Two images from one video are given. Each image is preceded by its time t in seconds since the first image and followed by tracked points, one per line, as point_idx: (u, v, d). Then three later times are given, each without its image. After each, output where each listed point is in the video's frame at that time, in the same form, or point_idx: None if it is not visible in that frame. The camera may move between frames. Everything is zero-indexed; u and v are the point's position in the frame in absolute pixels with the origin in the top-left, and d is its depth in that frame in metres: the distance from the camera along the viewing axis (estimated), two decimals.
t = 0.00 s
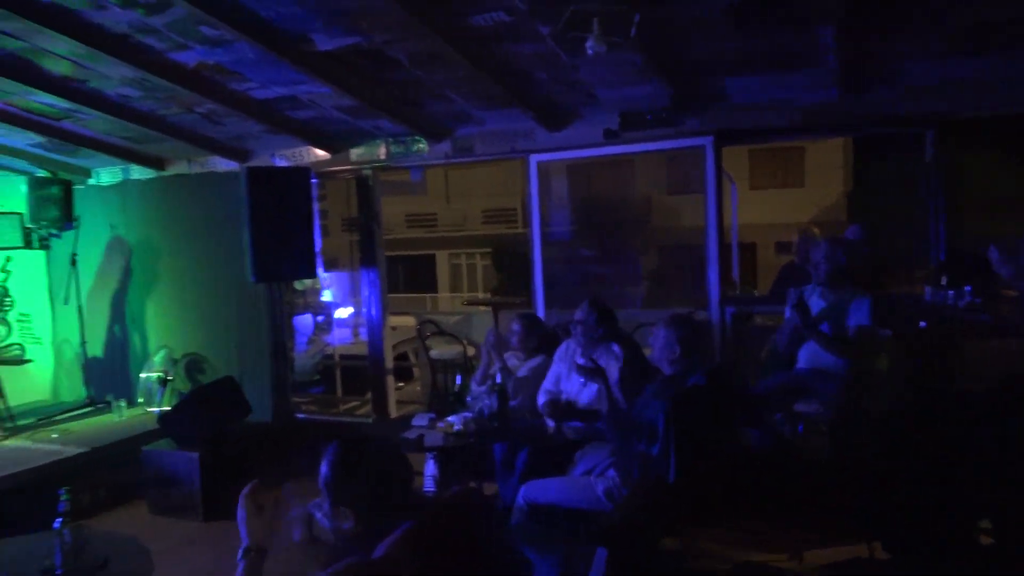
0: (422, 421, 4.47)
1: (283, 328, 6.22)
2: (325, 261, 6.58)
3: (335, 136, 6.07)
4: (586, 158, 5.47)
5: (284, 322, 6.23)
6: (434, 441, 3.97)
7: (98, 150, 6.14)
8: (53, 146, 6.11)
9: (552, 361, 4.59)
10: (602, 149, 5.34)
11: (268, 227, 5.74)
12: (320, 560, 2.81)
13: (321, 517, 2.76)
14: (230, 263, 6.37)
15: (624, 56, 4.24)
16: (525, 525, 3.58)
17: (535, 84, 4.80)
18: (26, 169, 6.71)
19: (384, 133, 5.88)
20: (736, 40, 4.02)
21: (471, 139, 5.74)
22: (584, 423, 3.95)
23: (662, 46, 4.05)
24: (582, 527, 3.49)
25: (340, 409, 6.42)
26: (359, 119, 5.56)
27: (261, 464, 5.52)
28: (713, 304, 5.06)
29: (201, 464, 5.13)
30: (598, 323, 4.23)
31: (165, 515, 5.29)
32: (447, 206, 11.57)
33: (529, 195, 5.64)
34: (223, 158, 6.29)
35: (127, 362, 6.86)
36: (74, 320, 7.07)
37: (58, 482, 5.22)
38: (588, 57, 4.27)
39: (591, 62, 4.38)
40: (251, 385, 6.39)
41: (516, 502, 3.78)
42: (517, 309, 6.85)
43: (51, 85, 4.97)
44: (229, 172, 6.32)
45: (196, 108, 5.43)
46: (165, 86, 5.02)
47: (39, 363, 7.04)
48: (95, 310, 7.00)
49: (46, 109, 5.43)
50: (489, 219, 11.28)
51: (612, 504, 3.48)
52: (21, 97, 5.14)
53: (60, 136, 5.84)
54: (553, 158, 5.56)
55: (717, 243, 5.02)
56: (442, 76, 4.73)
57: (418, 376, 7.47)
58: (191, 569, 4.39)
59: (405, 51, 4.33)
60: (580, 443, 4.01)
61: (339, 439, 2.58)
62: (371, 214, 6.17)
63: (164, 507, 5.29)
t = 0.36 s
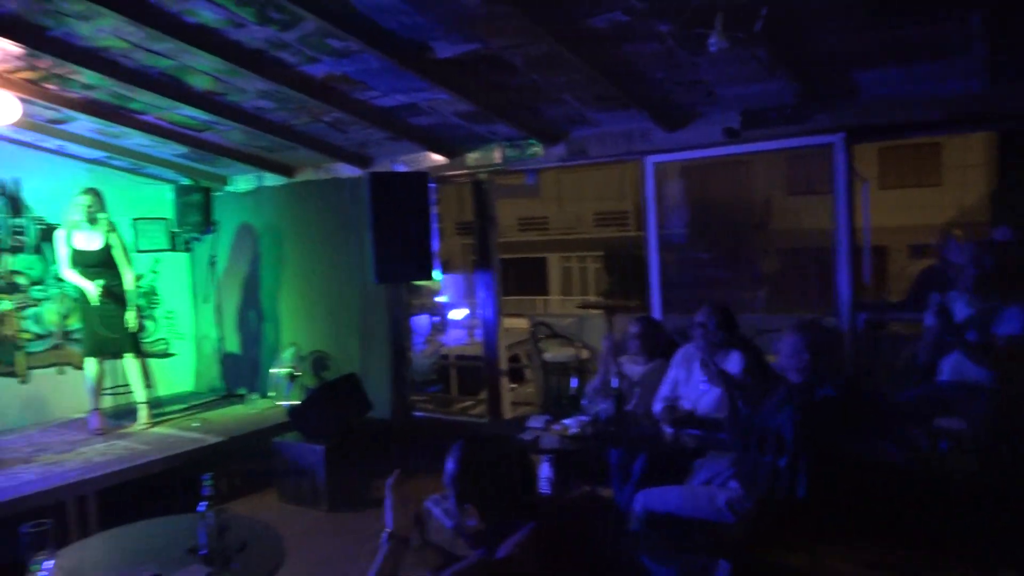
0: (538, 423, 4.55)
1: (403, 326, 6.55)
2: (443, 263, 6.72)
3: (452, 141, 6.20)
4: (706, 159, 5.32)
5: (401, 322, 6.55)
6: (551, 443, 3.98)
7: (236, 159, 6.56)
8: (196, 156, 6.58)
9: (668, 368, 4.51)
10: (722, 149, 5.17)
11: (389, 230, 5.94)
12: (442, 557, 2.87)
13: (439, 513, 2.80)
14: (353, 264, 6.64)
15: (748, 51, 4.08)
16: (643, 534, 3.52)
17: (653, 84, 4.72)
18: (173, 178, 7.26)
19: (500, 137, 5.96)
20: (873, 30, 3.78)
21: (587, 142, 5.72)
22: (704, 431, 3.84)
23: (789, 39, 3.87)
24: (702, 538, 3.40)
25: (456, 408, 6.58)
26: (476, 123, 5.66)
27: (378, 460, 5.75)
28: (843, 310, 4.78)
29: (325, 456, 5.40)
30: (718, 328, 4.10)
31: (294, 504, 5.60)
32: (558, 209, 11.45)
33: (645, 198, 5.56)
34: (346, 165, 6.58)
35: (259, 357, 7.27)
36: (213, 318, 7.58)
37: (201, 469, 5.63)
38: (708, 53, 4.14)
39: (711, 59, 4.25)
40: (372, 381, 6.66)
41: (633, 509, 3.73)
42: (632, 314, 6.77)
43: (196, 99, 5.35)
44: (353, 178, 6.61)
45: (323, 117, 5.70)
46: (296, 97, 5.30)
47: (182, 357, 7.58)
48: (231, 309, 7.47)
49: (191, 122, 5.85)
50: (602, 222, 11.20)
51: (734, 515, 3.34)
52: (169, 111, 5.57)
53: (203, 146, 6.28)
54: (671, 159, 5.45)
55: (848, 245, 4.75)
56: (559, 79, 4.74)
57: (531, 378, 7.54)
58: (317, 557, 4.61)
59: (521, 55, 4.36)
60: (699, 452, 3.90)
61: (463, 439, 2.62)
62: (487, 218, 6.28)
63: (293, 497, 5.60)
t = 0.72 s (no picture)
0: (678, 430, 4.50)
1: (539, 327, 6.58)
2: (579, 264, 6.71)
3: (591, 143, 6.20)
4: (863, 155, 5.02)
5: (539, 324, 6.62)
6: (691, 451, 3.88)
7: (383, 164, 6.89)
8: (347, 162, 6.97)
9: (820, 378, 4.20)
10: (883, 145, 4.86)
11: (527, 232, 6.02)
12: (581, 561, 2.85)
13: (576, 515, 2.81)
14: (492, 265, 6.78)
15: (914, 38, 3.80)
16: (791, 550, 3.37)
17: (804, 78, 4.49)
18: (326, 183, 7.69)
19: (640, 137, 5.89)
20: None
21: (731, 140, 5.53)
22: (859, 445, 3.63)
23: (963, 23, 3.56)
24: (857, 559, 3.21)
25: (591, 411, 6.56)
26: (615, 124, 5.62)
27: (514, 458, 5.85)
28: None
29: (464, 452, 5.54)
30: (876, 335, 3.83)
31: (435, 497, 5.79)
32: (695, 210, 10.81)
33: (796, 197, 5.33)
34: (486, 168, 6.75)
35: (402, 354, 7.57)
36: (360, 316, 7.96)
37: (350, 458, 5.94)
38: (869, 42, 3.89)
39: (871, 48, 3.98)
40: (509, 380, 6.77)
41: (780, 523, 3.61)
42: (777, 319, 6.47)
43: (348, 109, 5.67)
44: (492, 181, 6.76)
45: (466, 122, 5.87)
46: (440, 104, 5.49)
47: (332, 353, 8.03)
48: (377, 307, 7.83)
49: (343, 130, 6.20)
50: (742, 223, 10.63)
51: (895, 537, 3.17)
52: (324, 120, 5.93)
53: (353, 153, 6.64)
54: (825, 156, 5.20)
55: None
56: (703, 77, 4.61)
57: (668, 383, 7.51)
58: (457, 550, 4.76)
59: (664, 53, 4.29)
60: (854, 467, 3.67)
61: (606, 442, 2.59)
62: (625, 219, 6.23)
63: (433, 490, 5.80)
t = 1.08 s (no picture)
0: (791, 440, 4.31)
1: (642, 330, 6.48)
2: (685, 267, 6.59)
3: (701, 143, 6.07)
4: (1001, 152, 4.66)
5: (643, 328, 6.50)
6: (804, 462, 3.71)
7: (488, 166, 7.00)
8: (454, 165, 7.11)
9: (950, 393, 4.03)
10: None
11: (632, 234, 5.96)
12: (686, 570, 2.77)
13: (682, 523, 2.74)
14: (595, 266, 6.73)
15: None
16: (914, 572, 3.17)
17: (936, 70, 4.21)
18: (434, 185, 7.86)
19: (752, 136, 5.70)
20: None
21: (852, 138, 5.27)
22: (993, 465, 3.38)
23: None
24: None
25: (695, 417, 6.41)
26: (727, 123, 5.46)
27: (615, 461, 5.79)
28: None
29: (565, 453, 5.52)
30: (1015, 346, 3.55)
31: (535, 497, 5.81)
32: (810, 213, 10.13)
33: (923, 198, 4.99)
34: (592, 169, 6.72)
35: (504, 354, 7.64)
36: (463, 315, 8.10)
37: (453, 455, 6.05)
38: (1011, 29, 3.60)
39: (1014, 36, 3.69)
40: (610, 382, 6.70)
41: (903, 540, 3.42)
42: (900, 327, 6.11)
43: (457, 112, 5.78)
44: (597, 182, 6.72)
45: (573, 123, 5.86)
46: (547, 105, 5.51)
47: (436, 350, 8.20)
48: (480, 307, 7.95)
49: (451, 133, 6.33)
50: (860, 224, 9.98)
51: None
52: (434, 124, 6.08)
53: (460, 155, 6.77)
54: (957, 154, 4.86)
55: None
56: (822, 71, 4.41)
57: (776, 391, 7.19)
58: (558, 550, 4.75)
59: (782, 48, 4.13)
60: (988, 487, 3.41)
61: (716, 449, 2.50)
62: (734, 220, 6.05)
63: (534, 490, 5.82)
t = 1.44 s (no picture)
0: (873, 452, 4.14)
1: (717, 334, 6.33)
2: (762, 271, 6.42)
3: (781, 142, 5.90)
4: None
5: (718, 332, 6.37)
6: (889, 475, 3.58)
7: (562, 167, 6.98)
8: (528, 166, 7.12)
9: None
10: None
11: (707, 236, 5.86)
12: None
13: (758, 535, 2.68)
14: (669, 269, 6.61)
15: None
16: None
17: None
18: (508, 186, 7.88)
19: (837, 136, 5.50)
20: None
21: (945, 137, 5.02)
22: None
23: None
24: None
25: (771, 425, 6.24)
26: (809, 122, 5.29)
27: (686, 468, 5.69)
28: None
29: (635, 457, 5.47)
30: None
31: (604, 501, 5.77)
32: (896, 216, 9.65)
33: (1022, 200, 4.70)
34: (667, 170, 6.61)
35: (575, 356, 7.60)
36: (535, 317, 8.10)
37: (523, 455, 6.08)
38: None
39: None
40: (683, 387, 6.57)
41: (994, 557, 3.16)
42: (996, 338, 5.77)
43: (532, 113, 5.80)
44: (673, 182, 6.61)
45: (648, 124, 5.79)
46: (622, 105, 5.47)
47: (507, 350, 8.23)
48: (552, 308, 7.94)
49: (525, 134, 6.35)
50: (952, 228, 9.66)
51: None
52: (508, 125, 6.11)
53: (534, 156, 6.78)
54: None
55: None
56: (913, 68, 4.22)
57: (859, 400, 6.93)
58: (627, 555, 4.70)
59: (869, 44, 3.98)
60: None
61: (796, 460, 2.43)
62: (815, 222, 5.86)
63: (603, 494, 5.78)
